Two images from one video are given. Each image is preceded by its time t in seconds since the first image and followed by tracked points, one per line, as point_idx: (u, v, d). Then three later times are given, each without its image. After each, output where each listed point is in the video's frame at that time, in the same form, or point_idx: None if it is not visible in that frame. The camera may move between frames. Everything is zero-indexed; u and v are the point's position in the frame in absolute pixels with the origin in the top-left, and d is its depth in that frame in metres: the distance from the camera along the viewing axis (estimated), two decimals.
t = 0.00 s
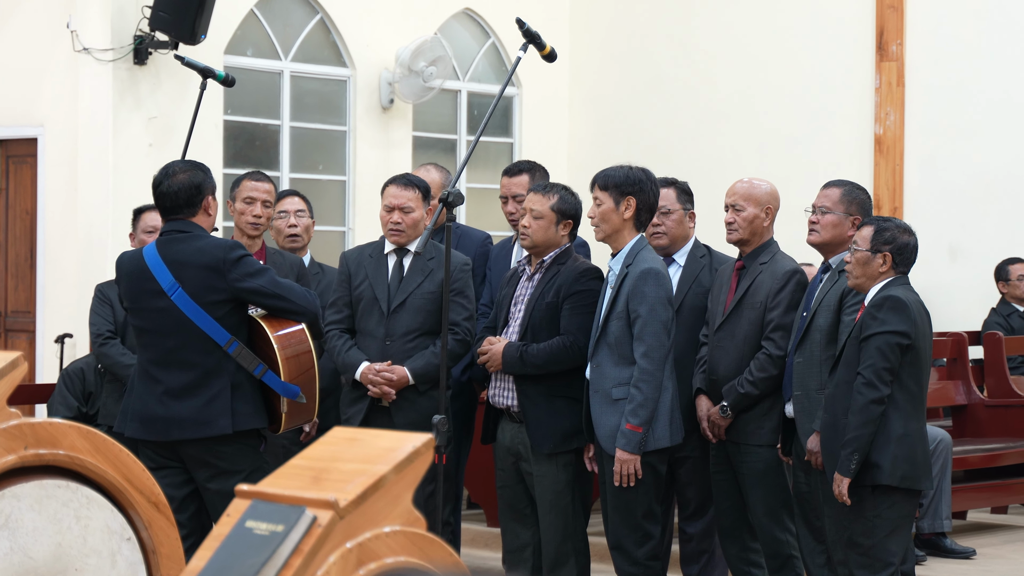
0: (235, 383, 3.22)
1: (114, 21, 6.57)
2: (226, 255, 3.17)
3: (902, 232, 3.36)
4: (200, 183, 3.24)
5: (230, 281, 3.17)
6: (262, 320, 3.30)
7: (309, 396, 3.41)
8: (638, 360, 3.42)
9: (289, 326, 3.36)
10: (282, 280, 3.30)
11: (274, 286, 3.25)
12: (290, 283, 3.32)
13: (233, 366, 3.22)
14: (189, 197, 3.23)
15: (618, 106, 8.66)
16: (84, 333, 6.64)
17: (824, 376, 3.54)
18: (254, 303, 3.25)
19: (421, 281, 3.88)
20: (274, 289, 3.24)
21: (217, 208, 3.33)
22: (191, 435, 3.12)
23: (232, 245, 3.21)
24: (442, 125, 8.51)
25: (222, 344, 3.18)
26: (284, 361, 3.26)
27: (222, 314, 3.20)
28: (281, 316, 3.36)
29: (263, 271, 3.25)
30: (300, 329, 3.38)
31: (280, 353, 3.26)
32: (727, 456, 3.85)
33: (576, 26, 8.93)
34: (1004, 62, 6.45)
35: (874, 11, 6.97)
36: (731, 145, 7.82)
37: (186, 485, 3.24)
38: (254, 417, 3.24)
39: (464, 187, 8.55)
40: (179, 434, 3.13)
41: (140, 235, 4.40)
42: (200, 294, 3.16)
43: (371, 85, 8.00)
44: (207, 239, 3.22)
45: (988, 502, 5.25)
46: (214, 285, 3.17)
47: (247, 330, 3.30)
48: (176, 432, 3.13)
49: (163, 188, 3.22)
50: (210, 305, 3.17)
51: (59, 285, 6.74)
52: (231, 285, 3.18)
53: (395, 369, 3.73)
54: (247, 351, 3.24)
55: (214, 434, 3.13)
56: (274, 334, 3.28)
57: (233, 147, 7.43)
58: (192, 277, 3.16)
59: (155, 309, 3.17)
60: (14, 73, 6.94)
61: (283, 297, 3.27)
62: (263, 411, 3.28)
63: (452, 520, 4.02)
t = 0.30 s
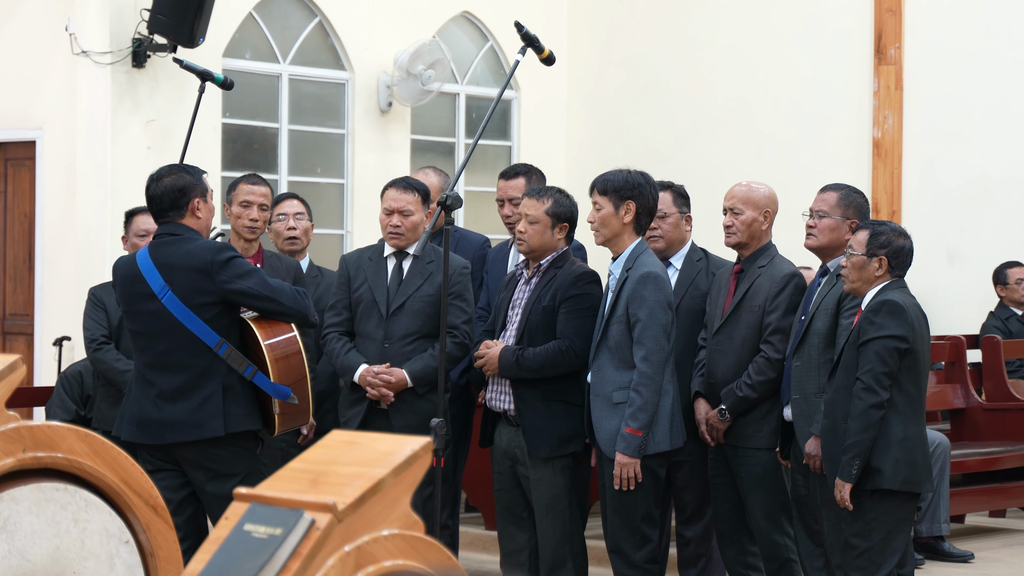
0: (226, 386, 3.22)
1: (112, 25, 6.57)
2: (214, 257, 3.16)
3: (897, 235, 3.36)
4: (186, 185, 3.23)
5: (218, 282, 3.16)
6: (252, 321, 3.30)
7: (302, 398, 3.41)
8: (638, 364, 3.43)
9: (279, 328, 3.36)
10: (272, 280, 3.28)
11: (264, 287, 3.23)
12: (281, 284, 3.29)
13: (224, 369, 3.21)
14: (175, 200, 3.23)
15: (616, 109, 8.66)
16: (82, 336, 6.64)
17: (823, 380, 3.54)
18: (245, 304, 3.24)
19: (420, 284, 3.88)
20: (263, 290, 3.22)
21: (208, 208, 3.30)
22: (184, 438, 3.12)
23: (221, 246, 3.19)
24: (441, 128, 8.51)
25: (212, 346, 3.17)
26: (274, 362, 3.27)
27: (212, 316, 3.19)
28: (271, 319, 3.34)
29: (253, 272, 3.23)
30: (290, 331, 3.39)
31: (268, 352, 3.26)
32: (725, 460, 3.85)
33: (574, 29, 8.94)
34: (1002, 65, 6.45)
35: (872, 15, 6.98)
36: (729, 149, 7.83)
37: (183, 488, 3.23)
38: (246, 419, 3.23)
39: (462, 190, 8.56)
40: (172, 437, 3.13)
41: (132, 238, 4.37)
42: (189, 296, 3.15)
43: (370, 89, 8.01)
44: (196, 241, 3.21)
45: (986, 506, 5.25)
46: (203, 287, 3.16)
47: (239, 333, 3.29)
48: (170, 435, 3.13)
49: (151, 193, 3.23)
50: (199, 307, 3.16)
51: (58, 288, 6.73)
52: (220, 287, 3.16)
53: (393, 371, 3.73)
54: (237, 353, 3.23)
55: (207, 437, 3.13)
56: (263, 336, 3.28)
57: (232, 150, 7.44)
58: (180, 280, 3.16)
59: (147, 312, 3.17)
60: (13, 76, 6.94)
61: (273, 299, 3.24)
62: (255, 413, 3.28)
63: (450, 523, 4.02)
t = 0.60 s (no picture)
0: (217, 390, 3.20)
1: (112, 28, 6.58)
2: (202, 260, 3.14)
3: (894, 239, 3.35)
4: (181, 187, 3.23)
5: (206, 286, 3.14)
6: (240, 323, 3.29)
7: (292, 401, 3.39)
8: (640, 367, 3.44)
9: (264, 329, 3.34)
10: (261, 283, 3.22)
11: (251, 290, 3.17)
12: (270, 286, 3.22)
13: (215, 372, 3.20)
14: (170, 203, 3.23)
15: (616, 112, 8.67)
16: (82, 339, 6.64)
17: (822, 384, 3.54)
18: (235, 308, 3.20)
19: (421, 287, 3.87)
20: (250, 293, 3.16)
21: (206, 211, 3.28)
22: (178, 441, 3.13)
23: (211, 249, 3.17)
24: (440, 131, 8.52)
25: (202, 349, 3.17)
26: (258, 366, 3.26)
27: (202, 319, 3.18)
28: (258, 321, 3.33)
29: (242, 275, 3.19)
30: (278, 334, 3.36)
31: (252, 356, 3.26)
32: (724, 463, 3.85)
33: (574, 33, 8.95)
34: (1001, 69, 6.46)
35: (871, 19, 6.99)
36: (729, 153, 7.83)
37: (185, 491, 3.23)
38: (237, 423, 3.21)
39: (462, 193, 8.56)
40: (168, 441, 3.14)
41: (127, 242, 4.37)
42: (178, 300, 3.15)
43: (369, 92, 8.01)
44: (190, 244, 3.20)
45: (985, 510, 5.25)
46: (191, 291, 3.15)
47: (230, 337, 3.27)
48: (166, 438, 3.14)
49: (151, 194, 3.26)
50: (189, 310, 3.16)
51: (58, 291, 6.74)
52: (207, 290, 3.14)
53: (393, 374, 3.73)
54: (226, 357, 3.22)
55: (200, 440, 3.13)
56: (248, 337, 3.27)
57: (232, 153, 7.44)
58: (171, 283, 3.16)
59: (143, 316, 3.18)
60: (13, 79, 6.94)
61: (259, 302, 3.18)
62: (245, 416, 3.24)
63: (449, 526, 4.01)
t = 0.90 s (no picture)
0: (220, 392, 3.19)
1: (113, 29, 6.59)
2: (205, 261, 3.13)
3: (895, 239, 3.35)
4: (190, 187, 3.24)
5: (208, 287, 3.13)
6: (243, 325, 3.26)
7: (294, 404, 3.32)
8: (646, 368, 3.44)
9: (267, 331, 3.29)
10: (264, 284, 3.20)
11: (253, 292, 3.16)
12: (272, 288, 3.20)
13: (217, 374, 3.19)
14: (179, 202, 3.24)
15: (616, 113, 8.67)
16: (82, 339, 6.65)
17: (823, 385, 3.53)
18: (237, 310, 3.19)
19: (422, 288, 3.87)
20: (252, 295, 3.15)
21: (214, 212, 3.28)
22: (180, 442, 3.13)
23: (214, 251, 3.16)
24: (441, 131, 8.52)
25: (205, 351, 3.16)
26: (258, 370, 3.23)
27: (204, 320, 3.17)
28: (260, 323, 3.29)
29: (244, 277, 3.17)
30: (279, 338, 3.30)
31: (251, 359, 3.23)
32: (725, 463, 3.85)
33: (574, 33, 8.96)
34: (1001, 70, 6.46)
35: (871, 19, 6.99)
36: (729, 154, 7.83)
37: (186, 491, 3.24)
38: (240, 424, 3.19)
39: (462, 194, 8.57)
40: (170, 442, 3.14)
41: (123, 243, 4.36)
42: (181, 301, 3.15)
43: (370, 92, 8.01)
44: (195, 245, 3.20)
45: (985, 510, 5.25)
46: (193, 292, 3.14)
47: (233, 340, 3.27)
48: (170, 438, 3.15)
49: (161, 193, 3.27)
50: (191, 311, 3.15)
51: (58, 292, 6.74)
52: (209, 291, 3.13)
53: (393, 375, 3.73)
54: (228, 359, 3.21)
55: (201, 442, 3.13)
56: (248, 339, 3.25)
57: (232, 154, 7.44)
58: (174, 284, 3.15)
59: (148, 317, 3.19)
60: (14, 80, 6.94)
61: (260, 304, 3.16)
62: (249, 419, 3.23)
63: (450, 526, 4.01)
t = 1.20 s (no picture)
0: (236, 392, 3.18)
1: (113, 29, 6.59)
2: (224, 261, 3.12)
3: (894, 239, 3.35)
4: (218, 187, 3.23)
5: (227, 288, 3.12)
6: (260, 325, 3.23)
7: (311, 405, 3.29)
8: (653, 368, 3.45)
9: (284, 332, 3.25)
10: (282, 286, 3.20)
11: (271, 294, 3.15)
12: (290, 290, 3.20)
13: (234, 374, 3.19)
14: (205, 201, 3.22)
15: (617, 113, 8.67)
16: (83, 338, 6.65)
17: (824, 384, 3.53)
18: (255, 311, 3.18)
19: (425, 287, 3.88)
20: (270, 297, 3.14)
21: (236, 215, 3.29)
22: (195, 442, 3.14)
23: (233, 251, 3.16)
24: (441, 131, 8.52)
25: (221, 351, 3.16)
26: (277, 370, 3.18)
27: (222, 321, 3.16)
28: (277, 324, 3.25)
29: (263, 278, 3.16)
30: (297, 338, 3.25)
31: (269, 359, 3.18)
32: (725, 463, 3.85)
33: (574, 33, 8.96)
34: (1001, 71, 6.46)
35: (872, 19, 6.99)
36: (730, 153, 7.83)
37: (188, 491, 3.24)
38: (256, 426, 3.19)
39: (463, 194, 8.57)
40: (184, 440, 3.15)
41: (125, 244, 4.36)
42: (199, 300, 3.14)
43: (370, 92, 8.01)
44: (213, 245, 3.19)
45: (986, 510, 5.25)
46: (211, 291, 3.13)
47: (251, 340, 3.25)
48: (183, 437, 3.15)
49: (183, 188, 3.23)
50: (208, 311, 3.14)
51: (58, 291, 6.74)
52: (227, 292, 3.13)
53: (394, 377, 3.73)
54: (245, 359, 3.21)
55: (215, 441, 3.12)
56: (266, 340, 3.21)
57: (233, 153, 7.44)
58: (192, 283, 3.15)
59: (164, 315, 3.20)
60: (15, 79, 6.94)
61: (279, 306, 3.15)
62: (264, 420, 3.22)
63: (451, 526, 4.01)
